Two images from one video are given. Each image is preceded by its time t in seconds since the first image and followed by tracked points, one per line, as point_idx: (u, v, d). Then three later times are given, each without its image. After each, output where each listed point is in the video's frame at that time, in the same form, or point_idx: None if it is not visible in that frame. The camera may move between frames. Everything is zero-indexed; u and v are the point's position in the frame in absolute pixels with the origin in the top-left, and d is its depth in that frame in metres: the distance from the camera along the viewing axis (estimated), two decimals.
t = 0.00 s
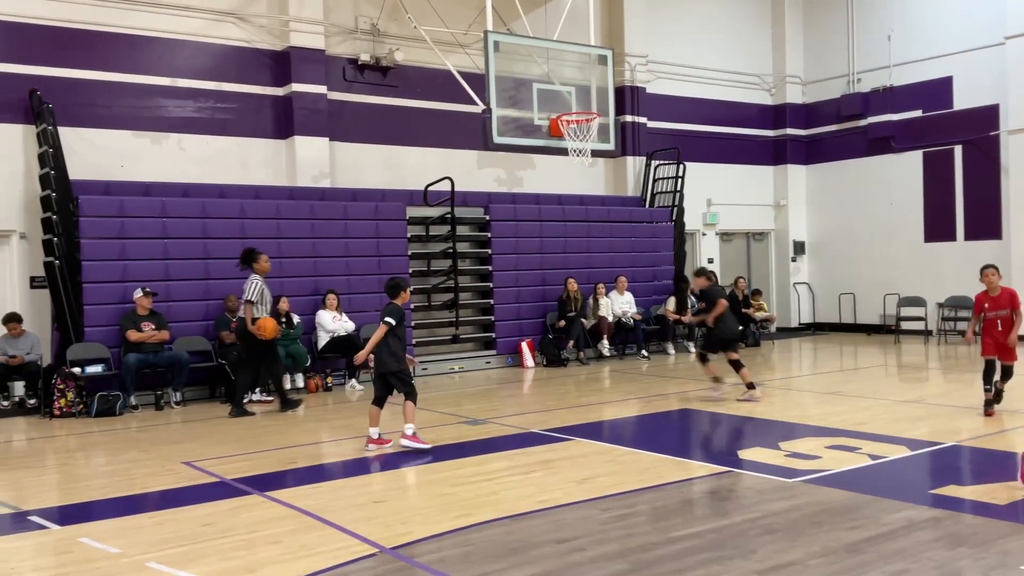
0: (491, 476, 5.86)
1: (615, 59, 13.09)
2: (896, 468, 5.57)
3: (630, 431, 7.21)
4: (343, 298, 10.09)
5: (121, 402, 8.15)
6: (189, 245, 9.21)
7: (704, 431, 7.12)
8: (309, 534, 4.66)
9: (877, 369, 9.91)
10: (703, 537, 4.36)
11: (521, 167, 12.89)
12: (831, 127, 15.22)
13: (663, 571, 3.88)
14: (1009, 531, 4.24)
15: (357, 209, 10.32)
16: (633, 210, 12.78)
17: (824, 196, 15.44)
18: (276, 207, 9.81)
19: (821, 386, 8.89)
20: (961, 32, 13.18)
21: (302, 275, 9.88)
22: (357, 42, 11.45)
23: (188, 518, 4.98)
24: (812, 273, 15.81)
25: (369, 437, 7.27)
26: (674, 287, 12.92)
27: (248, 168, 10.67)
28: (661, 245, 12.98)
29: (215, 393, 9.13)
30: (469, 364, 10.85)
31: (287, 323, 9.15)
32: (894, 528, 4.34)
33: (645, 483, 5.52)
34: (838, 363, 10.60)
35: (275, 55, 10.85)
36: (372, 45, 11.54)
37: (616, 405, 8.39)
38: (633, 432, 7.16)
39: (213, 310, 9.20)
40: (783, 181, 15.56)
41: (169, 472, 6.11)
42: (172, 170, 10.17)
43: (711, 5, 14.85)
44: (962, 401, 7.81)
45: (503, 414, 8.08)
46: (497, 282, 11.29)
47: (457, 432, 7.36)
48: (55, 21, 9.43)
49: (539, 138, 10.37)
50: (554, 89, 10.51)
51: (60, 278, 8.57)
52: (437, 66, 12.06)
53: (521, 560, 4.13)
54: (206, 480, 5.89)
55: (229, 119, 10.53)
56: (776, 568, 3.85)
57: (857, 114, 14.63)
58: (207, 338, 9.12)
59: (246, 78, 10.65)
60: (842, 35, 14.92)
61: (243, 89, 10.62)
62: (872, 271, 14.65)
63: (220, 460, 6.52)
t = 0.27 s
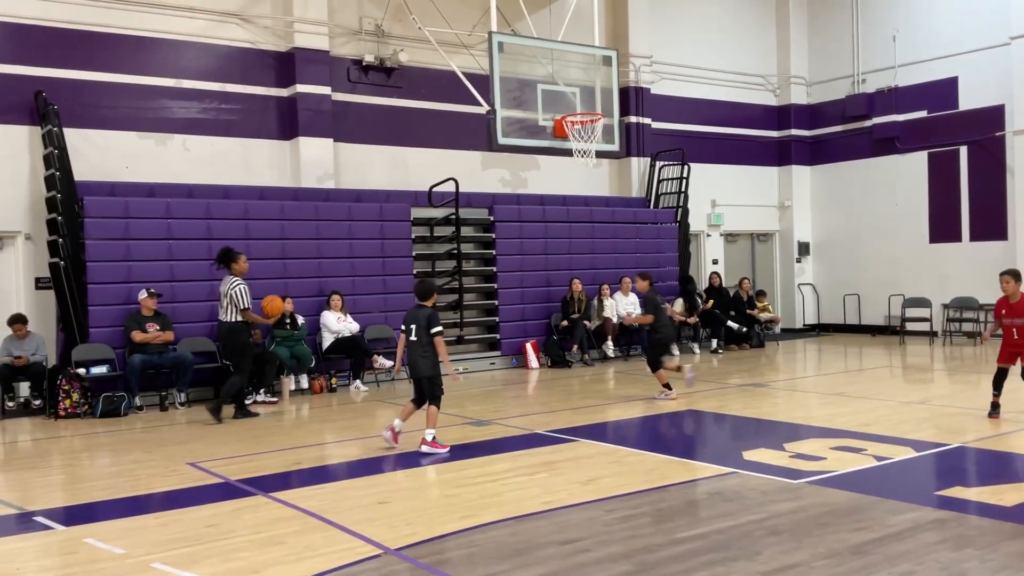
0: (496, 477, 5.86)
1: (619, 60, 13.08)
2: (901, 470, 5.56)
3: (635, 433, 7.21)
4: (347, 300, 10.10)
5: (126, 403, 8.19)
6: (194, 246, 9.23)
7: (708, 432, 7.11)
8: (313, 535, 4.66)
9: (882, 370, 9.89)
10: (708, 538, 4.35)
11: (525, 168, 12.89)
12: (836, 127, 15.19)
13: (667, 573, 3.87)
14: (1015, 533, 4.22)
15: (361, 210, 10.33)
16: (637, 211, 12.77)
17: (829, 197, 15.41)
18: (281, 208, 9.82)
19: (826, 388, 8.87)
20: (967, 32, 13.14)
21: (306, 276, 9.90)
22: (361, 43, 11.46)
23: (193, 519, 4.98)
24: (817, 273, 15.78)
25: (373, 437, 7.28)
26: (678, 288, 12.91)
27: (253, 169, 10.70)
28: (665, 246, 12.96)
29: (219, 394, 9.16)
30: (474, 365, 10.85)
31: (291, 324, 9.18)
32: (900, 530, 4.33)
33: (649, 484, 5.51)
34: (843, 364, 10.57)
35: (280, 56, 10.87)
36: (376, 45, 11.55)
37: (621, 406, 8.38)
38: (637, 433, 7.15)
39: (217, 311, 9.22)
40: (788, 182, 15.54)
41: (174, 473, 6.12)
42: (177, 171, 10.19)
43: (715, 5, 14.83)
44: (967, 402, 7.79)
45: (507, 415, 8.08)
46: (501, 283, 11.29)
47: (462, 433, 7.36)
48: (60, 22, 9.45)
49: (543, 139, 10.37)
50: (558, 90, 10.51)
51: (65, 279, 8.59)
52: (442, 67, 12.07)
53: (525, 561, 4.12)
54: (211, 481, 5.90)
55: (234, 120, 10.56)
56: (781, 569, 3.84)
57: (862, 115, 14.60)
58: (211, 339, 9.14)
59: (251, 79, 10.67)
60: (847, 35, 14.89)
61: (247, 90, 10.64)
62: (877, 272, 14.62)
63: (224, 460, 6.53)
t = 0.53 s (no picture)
0: (499, 477, 5.86)
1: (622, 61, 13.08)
2: (905, 470, 5.55)
3: (638, 433, 7.20)
4: (350, 300, 10.11)
5: (129, 403, 8.18)
6: (197, 247, 9.24)
7: (712, 432, 7.10)
8: (317, 535, 4.66)
9: (885, 371, 9.88)
10: (713, 539, 4.35)
11: (528, 168, 12.90)
12: (839, 128, 15.18)
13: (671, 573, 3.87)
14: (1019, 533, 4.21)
15: (364, 210, 10.34)
16: (640, 211, 12.76)
17: (832, 197, 15.40)
18: (284, 208, 9.83)
19: (829, 388, 8.87)
20: (970, 32, 13.13)
21: (309, 277, 9.91)
22: (364, 44, 11.47)
23: (197, 520, 4.99)
24: (820, 274, 15.76)
25: (376, 438, 7.28)
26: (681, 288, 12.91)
27: (256, 170, 10.71)
28: (668, 247, 12.96)
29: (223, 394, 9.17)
30: (476, 366, 10.86)
31: (294, 325, 9.19)
32: (904, 531, 4.32)
33: (653, 485, 5.51)
34: (847, 364, 10.56)
35: (283, 57, 10.88)
36: (379, 46, 11.56)
37: (624, 407, 8.38)
38: (641, 433, 7.14)
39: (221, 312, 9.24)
40: (791, 182, 15.52)
41: (178, 473, 6.13)
42: (180, 173, 10.20)
43: (718, 5, 14.83)
44: (971, 403, 7.78)
45: (510, 415, 8.08)
46: (504, 284, 11.29)
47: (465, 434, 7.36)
48: (64, 23, 9.47)
49: (547, 139, 10.35)
50: (561, 90, 10.52)
51: (69, 280, 8.60)
52: (445, 68, 12.08)
53: (529, 561, 4.12)
54: (214, 482, 5.90)
55: (238, 121, 10.58)
56: (785, 570, 3.83)
57: (865, 115, 14.59)
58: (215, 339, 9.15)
59: (254, 80, 10.70)
60: (850, 36, 14.88)
61: (250, 91, 10.67)
62: (881, 273, 14.60)
63: (228, 461, 6.54)
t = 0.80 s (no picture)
0: (504, 479, 5.86)
1: (627, 62, 13.08)
2: (910, 472, 5.54)
3: (642, 435, 7.20)
4: (355, 302, 10.13)
5: (134, 404, 8.18)
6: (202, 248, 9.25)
7: (716, 434, 7.10)
8: (322, 536, 4.67)
9: (890, 373, 9.87)
10: (717, 541, 4.35)
11: (532, 170, 12.91)
12: (843, 129, 15.17)
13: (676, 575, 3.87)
14: None
15: (369, 212, 10.36)
16: (644, 213, 12.76)
17: (836, 199, 15.38)
18: (288, 210, 9.85)
19: (833, 390, 8.86)
20: (975, 33, 13.11)
21: (314, 278, 9.93)
22: (369, 46, 11.49)
23: (202, 521, 5.00)
24: (824, 275, 15.75)
25: (380, 439, 7.29)
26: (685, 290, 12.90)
27: (260, 172, 10.73)
28: (672, 248, 12.96)
29: (227, 396, 9.19)
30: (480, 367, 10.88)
31: (299, 326, 9.23)
32: (909, 533, 4.31)
33: (657, 486, 5.51)
34: (851, 366, 10.55)
35: (287, 59, 10.90)
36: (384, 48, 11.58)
37: (628, 408, 8.37)
38: (645, 435, 7.14)
39: (226, 313, 9.26)
40: (795, 184, 15.50)
41: (183, 475, 6.14)
42: (184, 174, 10.23)
43: (722, 7, 14.82)
44: (975, 404, 7.77)
45: (514, 417, 8.08)
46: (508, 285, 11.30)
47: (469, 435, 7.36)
48: (69, 25, 9.49)
49: (551, 140, 10.37)
50: (565, 92, 10.53)
51: (73, 282, 8.62)
52: (449, 69, 12.10)
53: (534, 563, 4.12)
54: (219, 483, 5.91)
55: (242, 123, 10.60)
56: (790, 572, 3.83)
57: (869, 117, 14.58)
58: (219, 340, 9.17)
59: (258, 82, 10.72)
60: (854, 37, 14.87)
61: (255, 93, 10.69)
62: (885, 274, 14.59)
63: (233, 462, 6.55)
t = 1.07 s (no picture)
0: (507, 479, 5.86)
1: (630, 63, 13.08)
2: (915, 472, 5.53)
3: (646, 435, 7.20)
4: (358, 302, 10.14)
5: (138, 404, 8.21)
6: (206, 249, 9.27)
7: (719, 434, 7.10)
8: (326, 536, 4.68)
9: (894, 373, 9.85)
10: (721, 541, 4.34)
11: (535, 170, 12.92)
12: (847, 129, 15.15)
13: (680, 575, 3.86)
14: None
15: (372, 212, 10.37)
16: (647, 213, 12.76)
17: (840, 199, 15.37)
18: (292, 210, 9.87)
19: (837, 390, 8.85)
20: (978, 34, 13.10)
21: (317, 278, 9.95)
22: (372, 46, 11.50)
23: (207, 521, 5.00)
24: (827, 276, 15.73)
25: (383, 439, 7.29)
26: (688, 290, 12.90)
27: (264, 172, 10.75)
28: (675, 248, 12.96)
29: (231, 395, 9.21)
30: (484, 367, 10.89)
31: (303, 326, 9.21)
32: (914, 533, 4.31)
33: (661, 487, 5.51)
34: (854, 366, 10.54)
35: (291, 59, 10.92)
36: (387, 48, 11.59)
37: (631, 408, 8.37)
38: (648, 435, 7.14)
39: (229, 313, 9.27)
40: (799, 184, 15.49)
41: (187, 475, 6.15)
42: (188, 175, 10.24)
43: (725, 7, 14.81)
44: (979, 404, 7.76)
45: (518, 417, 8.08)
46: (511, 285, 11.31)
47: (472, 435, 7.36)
48: (72, 26, 9.52)
49: (555, 141, 10.39)
50: (569, 92, 10.54)
51: (76, 282, 8.59)
52: (452, 70, 12.10)
53: (539, 563, 4.13)
54: (223, 482, 5.92)
55: (246, 123, 10.61)
56: (794, 572, 3.83)
57: (873, 117, 14.57)
58: (223, 341, 9.18)
59: (262, 83, 10.74)
60: (858, 36, 14.85)
61: (259, 93, 10.70)
62: (889, 274, 14.58)
63: (237, 462, 6.56)
